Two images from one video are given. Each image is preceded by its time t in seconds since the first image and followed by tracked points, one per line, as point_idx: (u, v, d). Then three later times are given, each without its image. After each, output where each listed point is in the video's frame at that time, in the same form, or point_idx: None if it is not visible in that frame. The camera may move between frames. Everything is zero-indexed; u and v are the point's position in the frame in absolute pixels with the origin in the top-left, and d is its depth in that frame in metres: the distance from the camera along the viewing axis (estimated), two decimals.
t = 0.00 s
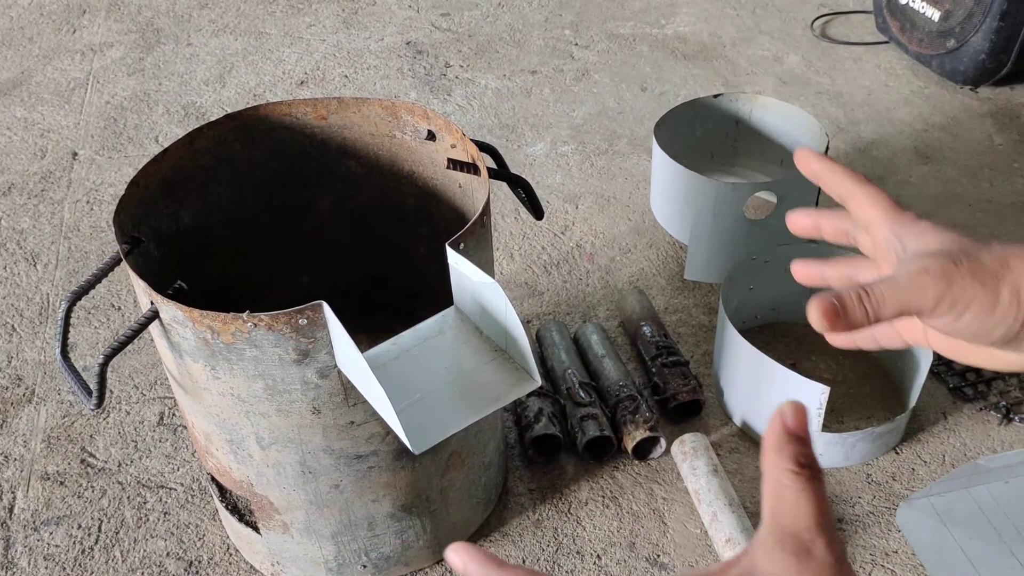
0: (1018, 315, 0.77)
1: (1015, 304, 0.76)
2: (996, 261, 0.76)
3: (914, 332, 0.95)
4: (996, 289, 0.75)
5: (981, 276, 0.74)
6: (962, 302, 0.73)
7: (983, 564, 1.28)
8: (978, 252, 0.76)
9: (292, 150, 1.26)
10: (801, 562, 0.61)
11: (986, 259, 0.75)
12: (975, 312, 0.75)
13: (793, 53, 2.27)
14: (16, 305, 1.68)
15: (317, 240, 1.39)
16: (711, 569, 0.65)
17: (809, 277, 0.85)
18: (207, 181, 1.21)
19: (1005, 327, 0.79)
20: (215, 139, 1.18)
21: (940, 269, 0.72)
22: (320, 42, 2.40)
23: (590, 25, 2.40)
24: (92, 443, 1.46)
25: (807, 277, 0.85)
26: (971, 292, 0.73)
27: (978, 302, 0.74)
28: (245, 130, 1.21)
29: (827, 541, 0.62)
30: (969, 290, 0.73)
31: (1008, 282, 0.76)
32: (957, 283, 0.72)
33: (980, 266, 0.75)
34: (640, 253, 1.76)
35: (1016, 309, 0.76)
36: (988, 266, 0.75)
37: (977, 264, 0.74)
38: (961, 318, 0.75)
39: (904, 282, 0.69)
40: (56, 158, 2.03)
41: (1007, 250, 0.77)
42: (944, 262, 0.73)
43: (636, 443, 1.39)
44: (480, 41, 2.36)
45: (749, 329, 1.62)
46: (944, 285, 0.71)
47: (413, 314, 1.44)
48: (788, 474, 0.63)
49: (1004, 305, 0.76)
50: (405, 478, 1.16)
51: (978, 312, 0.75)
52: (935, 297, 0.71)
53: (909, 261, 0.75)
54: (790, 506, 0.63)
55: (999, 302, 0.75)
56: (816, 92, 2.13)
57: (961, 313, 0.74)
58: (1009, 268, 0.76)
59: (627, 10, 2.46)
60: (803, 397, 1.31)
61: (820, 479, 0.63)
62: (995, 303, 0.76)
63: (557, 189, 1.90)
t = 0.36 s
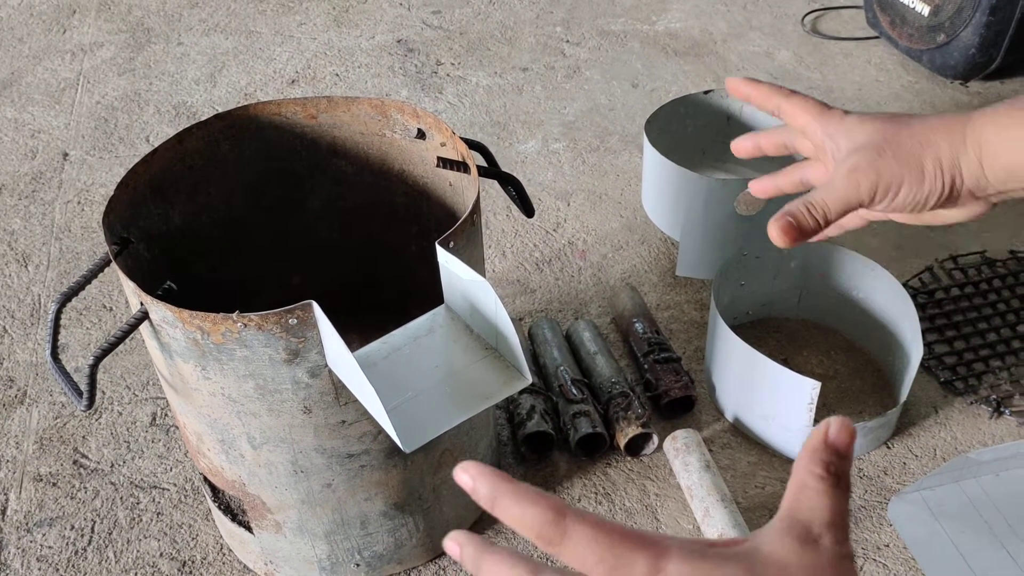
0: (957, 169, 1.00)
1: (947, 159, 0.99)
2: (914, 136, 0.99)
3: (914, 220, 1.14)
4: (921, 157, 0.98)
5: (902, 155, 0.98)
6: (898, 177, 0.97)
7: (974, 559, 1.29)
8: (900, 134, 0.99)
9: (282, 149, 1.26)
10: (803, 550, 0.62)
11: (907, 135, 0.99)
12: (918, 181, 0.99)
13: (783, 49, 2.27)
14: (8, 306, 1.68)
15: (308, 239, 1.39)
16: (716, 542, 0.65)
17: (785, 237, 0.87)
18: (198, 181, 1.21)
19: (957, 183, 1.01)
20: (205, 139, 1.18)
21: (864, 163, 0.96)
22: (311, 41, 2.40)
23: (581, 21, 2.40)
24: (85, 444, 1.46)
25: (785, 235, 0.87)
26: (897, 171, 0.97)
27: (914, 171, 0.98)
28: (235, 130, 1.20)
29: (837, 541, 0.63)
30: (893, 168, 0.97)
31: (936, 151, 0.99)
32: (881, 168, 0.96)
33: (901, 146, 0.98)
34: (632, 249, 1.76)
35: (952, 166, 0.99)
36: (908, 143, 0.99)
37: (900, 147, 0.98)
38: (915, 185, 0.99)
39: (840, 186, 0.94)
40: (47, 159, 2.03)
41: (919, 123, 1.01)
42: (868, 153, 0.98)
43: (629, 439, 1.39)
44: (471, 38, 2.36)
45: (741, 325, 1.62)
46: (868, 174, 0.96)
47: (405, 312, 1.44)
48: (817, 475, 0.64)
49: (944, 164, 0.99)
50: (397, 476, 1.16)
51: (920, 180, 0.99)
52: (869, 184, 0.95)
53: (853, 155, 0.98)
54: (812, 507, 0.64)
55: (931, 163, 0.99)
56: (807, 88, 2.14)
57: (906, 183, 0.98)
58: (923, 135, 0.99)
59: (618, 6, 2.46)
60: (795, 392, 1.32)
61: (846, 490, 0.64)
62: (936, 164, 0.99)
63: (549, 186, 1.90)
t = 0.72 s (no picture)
0: (995, 289, 0.81)
1: (973, 286, 0.81)
2: (921, 260, 0.82)
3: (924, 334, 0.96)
4: (936, 290, 0.82)
5: (896, 285, 0.82)
6: (894, 321, 0.83)
7: (969, 553, 1.28)
8: (892, 266, 0.83)
9: (278, 152, 1.27)
10: None
11: (908, 263, 0.83)
12: (929, 323, 0.83)
13: (777, 48, 2.28)
14: (6, 310, 1.69)
15: (305, 240, 1.40)
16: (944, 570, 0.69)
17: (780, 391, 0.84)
18: (195, 185, 1.22)
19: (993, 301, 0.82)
20: (201, 142, 1.19)
21: (843, 305, 0.83)
22: (307, 43, 2.41)
23: (576, 22, 2.41)
24: (84, 447, 1.47)
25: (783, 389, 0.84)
26: (886, 319, 0.82)
27: (924, 311, 0.82)
28: (232, 133, 1.21)
29: None
30: (889, 310, 0.82)
31: (960, 276, 0.81)
32: (866, 311, 0.82)
33: (897, 280, 0.83)
34: (628, 249, 1.77)
35: (985, 288, 0.81)
36: (913, 274, 0.82)
37: (875, 290, 0.83)
38: (924, 326, 0.83)
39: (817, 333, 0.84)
40: (44, 163, 2.03)
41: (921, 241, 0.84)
42: (846, 288, 0.83)
43: (625, 437, 1.40)
44: (467, 40, 2.37)
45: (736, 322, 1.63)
46: (846, 322, 0.83)
47: (402, 312, 1.45)
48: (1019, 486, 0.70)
49: (967, 295, 0.82)
50: (395, 476, 1.17)
51: (932, 313, 0.82)
52: (850, 336, 0.83)
53: (825, 298, 0.84)
54: None
55: (949, 294, 0.82)
56: (801, 86, 2.15)
57: (907, 326, 0.83)
58: (938, 254, 0.82)
59: (613, 7, 2.47)
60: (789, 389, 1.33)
61: None
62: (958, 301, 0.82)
63: (544, 186, 1.91)
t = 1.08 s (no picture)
0: (705, 269, 0.65)
1: (654, 260, 0.68)
2: (633, 233, 0.68)
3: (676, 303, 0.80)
4: (618, 258, 0.70)
5: (589, 257, 0.70)
6: (562, 289, 0.71)
7: (958, 545, 1.29)
8: (611, 234, 0.70)
9: (269, 154, 1.27)
10: None
11: (614, 235, 0.70)
12: (602, 289, 0.71)
13: (767, 47, 2.29)
14: None
15: (297, 242, 1.40)
16: None
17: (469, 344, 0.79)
18: (186, 187, 1.23)
19: (706, 282, 0.67)
20: (192, 144, 1.19)
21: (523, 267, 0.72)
22: (298, 45, 2.41)
23: (566, 22, 2.42)
24: (77, 450, 1.47)
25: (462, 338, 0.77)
26: (565, 297, 0.71)
27: (601, 275, 0.70)
28: (222, 135, 1.22)
29: None
30: (555, 277, 0.71)
31: (665, 248, 0.66)
32: (546, 280, 0.71)
33: (593, 247, 0.70)
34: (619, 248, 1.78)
35: (689, 264, 0.66)
36: (611, 244, 0.69)
37: (556, 277, 0.71)
38: (600, 293, 0.71)
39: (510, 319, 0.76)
40: (36, 167, 2.03)
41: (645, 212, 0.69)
42: (540, 256, 0.72)
43: (617, 435, 1.41)
44: (458, 41, 2.37)
45: (727, 320, 1.64)
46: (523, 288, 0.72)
47: (393, 313, 1.45)
48: None
49: (648, 264, 0.68)
50: (387, 475, 1.17)
51: (607, 280, 0.71)
52: (534, 307, 0.73)
53: (522, 256, 0.73)
54: None
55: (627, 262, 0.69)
56: (790, 85, 2.16)
57: (579, 293, 0.71)
58: (649, 225, 0.67)
59: (603, 7, 2.48)
60: (779, 385, 1.33)
61: None
62: (639, 269, 0.70)
63: (536, 186, 1.92)
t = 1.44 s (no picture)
0: (646, 262, 0.64)
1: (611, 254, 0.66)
2: (580, 225, 0.67)
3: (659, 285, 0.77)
4: (575, 251, 0.68)
5: (543, 252, 0.69)
6: (524, 284, 0.70)
7: (949, 538, 1.30)
8: (557, 231, 0.69)
9: (260, 152, 1.27)
10: None
11: (562, 231, 0.68)
12: (569, 280, 0.69)
13: (757, 45, 2.30)
14: None
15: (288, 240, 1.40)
16: None
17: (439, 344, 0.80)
18: (176, 185, 1.22)
19: (651, 272, 0.66)
20: (183, 143, 1.19)
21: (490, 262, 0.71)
22: (288, 45, 2.41)
23: (557, 21, 2.42)
24: (69, 450, 1.47)
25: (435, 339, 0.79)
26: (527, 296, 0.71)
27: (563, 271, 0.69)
28: (213, 133, 1.22)
29: None
30: (515, 269, 0.70)
31: (607, 243, 0.65)
32: (505, 274, 0.70)
33: (545, 244, 0.69)
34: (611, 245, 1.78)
35: (632, 258, 0.65)
36: (560, 239, 0.68)
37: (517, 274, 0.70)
38: (561, 286, 0.70)
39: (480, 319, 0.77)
40: (26, 168, 2.03)
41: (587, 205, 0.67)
42: (500, 252, 0.71)
43: (609, 431, 1.41)
44: (448, 40, 2.37)
45: (718, 317, 1.65)
46: (487, 284, 0.72)
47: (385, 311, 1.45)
48: None
49: (603, 256, 0.67)
50: (381, 472, 1.17)
51: (571, 269, 0.69)
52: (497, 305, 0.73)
53: (482, 254, 0.72)
54: None
55: (576, 257, 0.68)
56: (780, 82, 2.16)
57: (540, 288, 0.70)
58: (591, 219, 0.66)
59: (593, 5, 2.48)
60: (770, 380, 1.34)
61: None
62: (596, 261, 0.68)
63: (527, 184, 1.92)
